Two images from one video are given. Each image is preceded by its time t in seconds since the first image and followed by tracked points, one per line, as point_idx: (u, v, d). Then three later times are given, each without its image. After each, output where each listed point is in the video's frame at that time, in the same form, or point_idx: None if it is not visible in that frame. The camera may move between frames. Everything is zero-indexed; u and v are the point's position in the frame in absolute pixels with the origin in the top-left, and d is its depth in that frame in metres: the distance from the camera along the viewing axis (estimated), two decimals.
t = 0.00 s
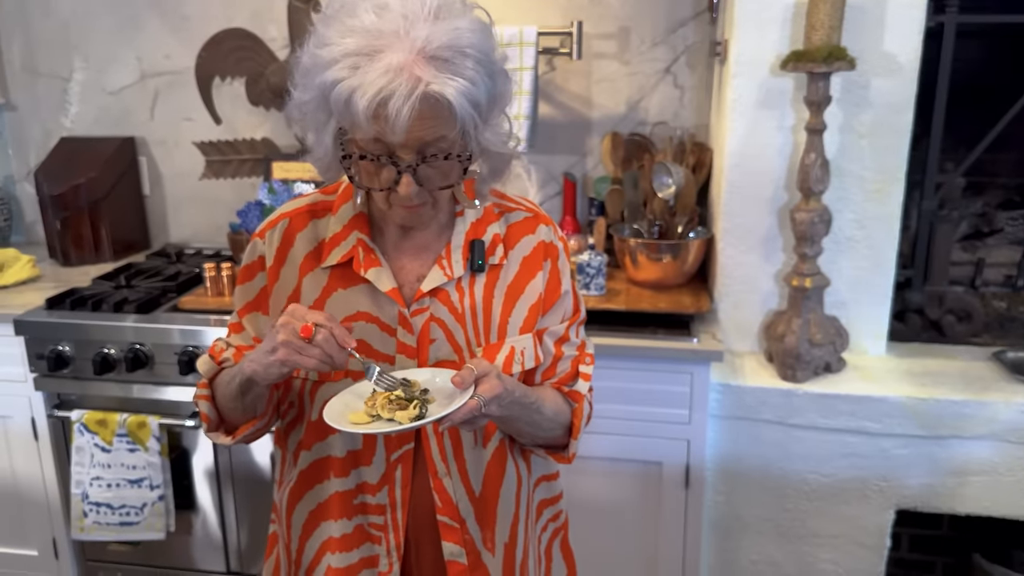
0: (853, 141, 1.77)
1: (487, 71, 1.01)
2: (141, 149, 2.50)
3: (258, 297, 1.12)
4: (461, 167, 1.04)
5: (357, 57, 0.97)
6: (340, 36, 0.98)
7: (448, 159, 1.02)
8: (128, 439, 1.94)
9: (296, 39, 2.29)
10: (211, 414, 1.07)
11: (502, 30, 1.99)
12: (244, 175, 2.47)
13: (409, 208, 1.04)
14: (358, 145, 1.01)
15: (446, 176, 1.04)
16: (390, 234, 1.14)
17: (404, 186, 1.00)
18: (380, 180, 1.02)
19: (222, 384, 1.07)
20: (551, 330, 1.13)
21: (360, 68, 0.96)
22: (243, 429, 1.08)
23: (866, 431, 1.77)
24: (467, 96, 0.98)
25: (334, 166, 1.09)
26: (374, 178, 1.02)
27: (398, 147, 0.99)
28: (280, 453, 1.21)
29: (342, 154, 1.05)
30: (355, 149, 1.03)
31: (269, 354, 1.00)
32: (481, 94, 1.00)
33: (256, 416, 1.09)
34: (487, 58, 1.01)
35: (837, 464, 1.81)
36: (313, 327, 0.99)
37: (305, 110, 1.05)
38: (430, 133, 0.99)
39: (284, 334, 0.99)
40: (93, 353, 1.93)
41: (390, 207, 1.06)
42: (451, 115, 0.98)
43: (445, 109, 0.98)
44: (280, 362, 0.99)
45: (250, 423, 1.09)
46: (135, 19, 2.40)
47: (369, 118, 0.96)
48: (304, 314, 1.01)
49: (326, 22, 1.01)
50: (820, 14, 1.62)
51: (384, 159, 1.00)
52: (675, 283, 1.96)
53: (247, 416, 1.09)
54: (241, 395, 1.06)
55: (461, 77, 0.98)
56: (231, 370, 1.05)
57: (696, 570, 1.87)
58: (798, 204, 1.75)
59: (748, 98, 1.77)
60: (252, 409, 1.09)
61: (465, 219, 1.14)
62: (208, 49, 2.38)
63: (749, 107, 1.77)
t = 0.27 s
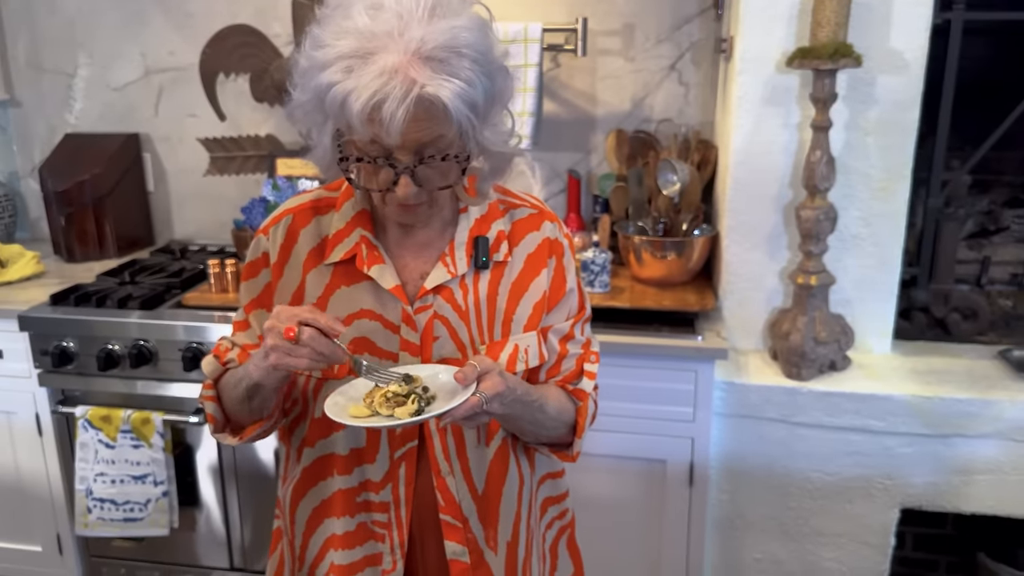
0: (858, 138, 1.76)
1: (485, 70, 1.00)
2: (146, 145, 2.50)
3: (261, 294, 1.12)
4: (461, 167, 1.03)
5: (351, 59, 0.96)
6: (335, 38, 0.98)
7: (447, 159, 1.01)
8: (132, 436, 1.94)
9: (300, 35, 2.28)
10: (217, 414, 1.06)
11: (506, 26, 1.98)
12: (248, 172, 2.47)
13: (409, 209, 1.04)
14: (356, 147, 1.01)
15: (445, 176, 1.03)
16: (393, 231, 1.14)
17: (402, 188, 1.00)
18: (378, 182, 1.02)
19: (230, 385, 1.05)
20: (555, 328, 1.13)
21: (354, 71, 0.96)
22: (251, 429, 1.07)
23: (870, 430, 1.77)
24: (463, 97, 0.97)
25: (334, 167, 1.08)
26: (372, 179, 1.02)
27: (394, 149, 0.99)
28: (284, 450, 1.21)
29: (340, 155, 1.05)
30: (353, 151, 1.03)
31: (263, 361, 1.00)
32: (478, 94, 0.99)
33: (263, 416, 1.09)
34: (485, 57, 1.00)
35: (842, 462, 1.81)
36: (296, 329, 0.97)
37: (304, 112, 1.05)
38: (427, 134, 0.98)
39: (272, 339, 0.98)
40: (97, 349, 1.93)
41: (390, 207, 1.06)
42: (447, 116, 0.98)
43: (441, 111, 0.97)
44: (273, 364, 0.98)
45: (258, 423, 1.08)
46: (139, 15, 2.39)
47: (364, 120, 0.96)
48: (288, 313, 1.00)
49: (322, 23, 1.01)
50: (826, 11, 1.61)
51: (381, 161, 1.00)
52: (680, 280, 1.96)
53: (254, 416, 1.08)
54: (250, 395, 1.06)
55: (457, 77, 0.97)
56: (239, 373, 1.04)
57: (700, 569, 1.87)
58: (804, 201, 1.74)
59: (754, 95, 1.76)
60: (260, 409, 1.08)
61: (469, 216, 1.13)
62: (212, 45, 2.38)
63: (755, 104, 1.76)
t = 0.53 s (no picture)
0: (868, 136, 1.75)
1: (489, 67, 0.99)
2: (153, 142, 2.50)
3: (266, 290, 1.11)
4: (466, 165, 1.03)
5: (353, 59, 0.96)
6: (337, 37, 0.97)
7: (452, 157, 1.01)
8: (139, 432, 1.94)
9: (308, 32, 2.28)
10: (222, 408, 1.06)
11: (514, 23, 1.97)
12: (255, 168, 2.47)
13: (416, 207, 1.04)
14: (361, 146, 1.01)
15: (451, 174, 1.03)
16: (400, 228, 1.13)
17: (407, 187, 0.99)
18: (384, 181, 1.02)
19: (231, 379, 1.05)
20: (563, 328, 1.12)
21: (357, 71, 0.95)
22: (256, 421, 1.07)
23: (878, 429, 1.76)
24: (468, 94, 0.96)
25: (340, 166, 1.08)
26: (379, 178, 1.02)
27: (400, 148, 0.98)
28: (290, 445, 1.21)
29: (345, 155, 1.04)
30: (358, 150, 1.02)
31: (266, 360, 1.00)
32: (483, 91, 0.98)
33: (271, 405, 1.09)
34: (488, 53, 0.99)
35: (850, 462, 1.79)
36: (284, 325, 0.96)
37: (309, 112, 1.04)
38: (432, 133, 0.97)
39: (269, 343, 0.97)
40: (104, 345, 1.93)
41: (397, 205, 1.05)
42: (451, 114, 0.97)
43: (445, 109, 0.96)
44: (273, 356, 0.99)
45: (263, 415, 1.08)
46: (147, 12, 2.40)
47: (368, 120, 0.96)
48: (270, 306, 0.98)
49: (325, 22, 1.01)
50: (836, 7, 1.60)
51: (387, 160, 1.00)
52: (687, 278, 1.95)
53: (259, 407, 1.08)
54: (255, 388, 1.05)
55: (461, 75, 0.96)
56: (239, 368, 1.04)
57: (706, 568, 1.86)
58: (813, 199, 1.73)
59: (763, 92, 1.75)
60: (264, 401, 1.08)
61: (476, 213, 1.13)
62: (219, 42, 2.38)
63: (763, 101, 1.75)
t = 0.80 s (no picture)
0: (881, 133, 1.73)
1: (497, 56, 0.98)
2: (163, 137, 2.50)
3: (274, 282, 1.10)
4: (475, 156, 1.02)
5: (359, 50, 0.95)
6: (343, 30, 0.97)
7: (460, 148, 1.00)
8: (147, 427, 1.94)
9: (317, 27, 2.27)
10: (211, 402, 1.05)
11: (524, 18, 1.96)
12: (264, 164, 2.46)
13: (425, 200, 1.03)
14: (369, 139, 1.00)
15: (460, 166, 1.02)
16: (410, 222, 1.12)
17: (417, 179, 0.99)
18: (393, 174, 1.01)
19: (224, 376, 1.04)
20: (574, 323, 1.11)
21: (363, 62, 0.94)
22: (245, 419, 1.07)
23: (890, 429, 1.74)
24: (475, 84, 0.95)
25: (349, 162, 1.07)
26: (387, 171, 1.01)
27: (408, 140, 0.98)
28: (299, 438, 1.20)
29: (353, 149, 1.04)
30: (366, 143, 1.02)
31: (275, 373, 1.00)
32: (491, 80, 0.97)
33: (261, 405, 1.09)
34: (495, 42, 0.98)
35: (861, 462, 1.78)
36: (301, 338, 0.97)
37: (317, 106, 1.04)
38: (439, 123, 0.96)
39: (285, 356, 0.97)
40: (113, 340, 1.93)
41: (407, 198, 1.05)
42: (459, 104, 0.96)
43: (453, 99, 0.95)
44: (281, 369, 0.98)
45: (252, 413, 1.08)
46: (157, 8, 2.40)
47: (374, 112, 0.95)
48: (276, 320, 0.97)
49: (331, 15, 1.00)
50: (849, 2, 1.58)
51: (395, 153, 0.99)
52: (696, 276, 1.94)
53: (249, 406, 1.08)
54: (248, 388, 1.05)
55: (469, 64, 0.95)
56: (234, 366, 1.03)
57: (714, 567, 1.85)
58: (825, 196, 1.72)
59: (774, 88, 1.74)
60: (255, 399, 1.08)
61: (487, 207, 1.12)
62: (229, 37, 2.37)
63: (775, 97, 1.74)
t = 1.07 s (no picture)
0: (901, 131, 1.70)
1: (510, 46, 0.96)
2: (176, 134, 2.50)
3: (285, 279, 1.09)
4: (488, 149, 1.00)
5: (370, 39, 0.93)
6: (355, 18, 0.95)
7: (473, 140, 0.98)
8: (158, 424, 1.94)
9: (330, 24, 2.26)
10: (223, 405, 1.05)
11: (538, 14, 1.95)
12: (277, 162, 2.45)
13: (437, 193, 1.02)
14: (380, 131, 0.98)
15: (472, 158, 1.00)
16: (423, 218, 1.11)
17: (428, 171, 0.97)
18: (404, 167, 0.99)
19: (236, 381, 1.03)
20: (589, 322, 1.09)
21: (374, 51, 0.93)
22: (257, 423, 1.06)
23: (908, 431, 1.71)
24: (488, 74, 0.93)
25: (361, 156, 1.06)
26: (399, 164, 0.99)
27: (419, 131, 0.96)
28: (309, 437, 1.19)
29: (364, 140, 1.02)
30: (377, 135, 1.00)
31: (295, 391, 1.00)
32: (504, 71, 0.95)
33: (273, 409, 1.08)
34: (509, 32, 0.96)
35: (878, 465, 1.75)
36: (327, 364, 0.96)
37: (328, 98, 1.02)
38: (451, 113, 0.95)
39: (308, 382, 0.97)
40: (124, 337, 1.93)
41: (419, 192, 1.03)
42: (471, 94, 0.94)
43: (464, 89, 0.93)
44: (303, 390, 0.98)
45: (264, 417, 1.07)
46: (170, 4, 2.39)
47: (384, 102, 0.93)
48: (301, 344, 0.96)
49: (343, 5, 0.99)
50: None
51: (406, 144, 0.97)
52: (712, 275, 1.91)
53: (262, 410, 1.06)
54: (258, 395, 1.03)
55: (481, 54, 0.93)
56: (246, 373, 1.02)
57: (728, 570, 1.83)
58: (843, 195, 1.69)
59: (792, 85, 1.71)
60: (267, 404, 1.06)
61: (501, 204, 1.10)
62: (242, 34, 2.37)
63: (793, 94, 1.71)
